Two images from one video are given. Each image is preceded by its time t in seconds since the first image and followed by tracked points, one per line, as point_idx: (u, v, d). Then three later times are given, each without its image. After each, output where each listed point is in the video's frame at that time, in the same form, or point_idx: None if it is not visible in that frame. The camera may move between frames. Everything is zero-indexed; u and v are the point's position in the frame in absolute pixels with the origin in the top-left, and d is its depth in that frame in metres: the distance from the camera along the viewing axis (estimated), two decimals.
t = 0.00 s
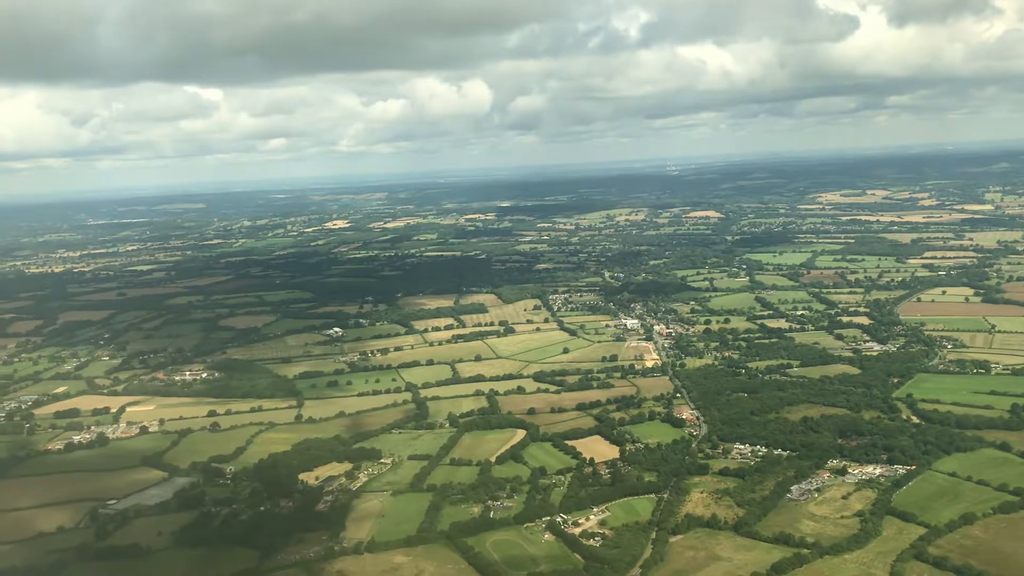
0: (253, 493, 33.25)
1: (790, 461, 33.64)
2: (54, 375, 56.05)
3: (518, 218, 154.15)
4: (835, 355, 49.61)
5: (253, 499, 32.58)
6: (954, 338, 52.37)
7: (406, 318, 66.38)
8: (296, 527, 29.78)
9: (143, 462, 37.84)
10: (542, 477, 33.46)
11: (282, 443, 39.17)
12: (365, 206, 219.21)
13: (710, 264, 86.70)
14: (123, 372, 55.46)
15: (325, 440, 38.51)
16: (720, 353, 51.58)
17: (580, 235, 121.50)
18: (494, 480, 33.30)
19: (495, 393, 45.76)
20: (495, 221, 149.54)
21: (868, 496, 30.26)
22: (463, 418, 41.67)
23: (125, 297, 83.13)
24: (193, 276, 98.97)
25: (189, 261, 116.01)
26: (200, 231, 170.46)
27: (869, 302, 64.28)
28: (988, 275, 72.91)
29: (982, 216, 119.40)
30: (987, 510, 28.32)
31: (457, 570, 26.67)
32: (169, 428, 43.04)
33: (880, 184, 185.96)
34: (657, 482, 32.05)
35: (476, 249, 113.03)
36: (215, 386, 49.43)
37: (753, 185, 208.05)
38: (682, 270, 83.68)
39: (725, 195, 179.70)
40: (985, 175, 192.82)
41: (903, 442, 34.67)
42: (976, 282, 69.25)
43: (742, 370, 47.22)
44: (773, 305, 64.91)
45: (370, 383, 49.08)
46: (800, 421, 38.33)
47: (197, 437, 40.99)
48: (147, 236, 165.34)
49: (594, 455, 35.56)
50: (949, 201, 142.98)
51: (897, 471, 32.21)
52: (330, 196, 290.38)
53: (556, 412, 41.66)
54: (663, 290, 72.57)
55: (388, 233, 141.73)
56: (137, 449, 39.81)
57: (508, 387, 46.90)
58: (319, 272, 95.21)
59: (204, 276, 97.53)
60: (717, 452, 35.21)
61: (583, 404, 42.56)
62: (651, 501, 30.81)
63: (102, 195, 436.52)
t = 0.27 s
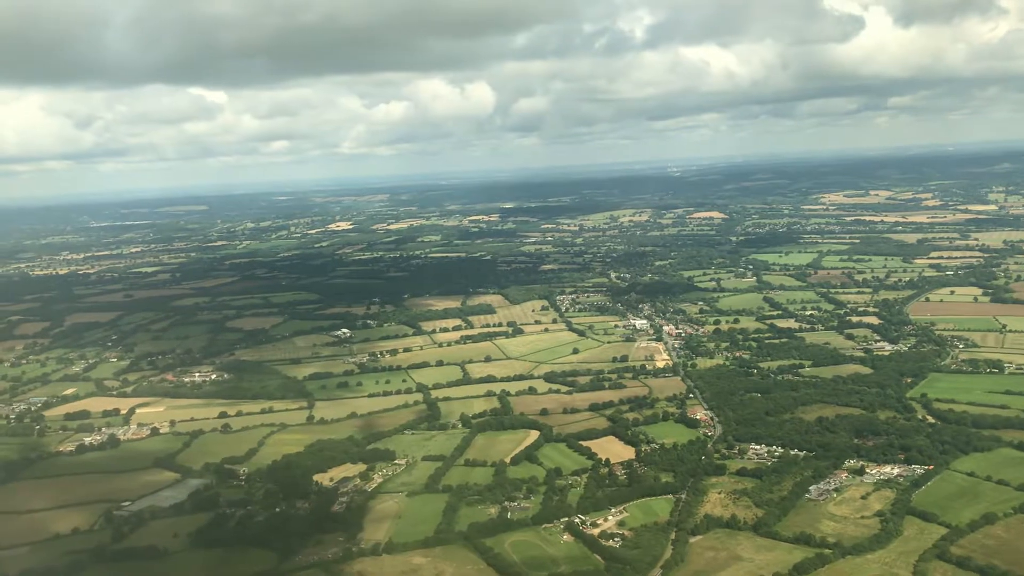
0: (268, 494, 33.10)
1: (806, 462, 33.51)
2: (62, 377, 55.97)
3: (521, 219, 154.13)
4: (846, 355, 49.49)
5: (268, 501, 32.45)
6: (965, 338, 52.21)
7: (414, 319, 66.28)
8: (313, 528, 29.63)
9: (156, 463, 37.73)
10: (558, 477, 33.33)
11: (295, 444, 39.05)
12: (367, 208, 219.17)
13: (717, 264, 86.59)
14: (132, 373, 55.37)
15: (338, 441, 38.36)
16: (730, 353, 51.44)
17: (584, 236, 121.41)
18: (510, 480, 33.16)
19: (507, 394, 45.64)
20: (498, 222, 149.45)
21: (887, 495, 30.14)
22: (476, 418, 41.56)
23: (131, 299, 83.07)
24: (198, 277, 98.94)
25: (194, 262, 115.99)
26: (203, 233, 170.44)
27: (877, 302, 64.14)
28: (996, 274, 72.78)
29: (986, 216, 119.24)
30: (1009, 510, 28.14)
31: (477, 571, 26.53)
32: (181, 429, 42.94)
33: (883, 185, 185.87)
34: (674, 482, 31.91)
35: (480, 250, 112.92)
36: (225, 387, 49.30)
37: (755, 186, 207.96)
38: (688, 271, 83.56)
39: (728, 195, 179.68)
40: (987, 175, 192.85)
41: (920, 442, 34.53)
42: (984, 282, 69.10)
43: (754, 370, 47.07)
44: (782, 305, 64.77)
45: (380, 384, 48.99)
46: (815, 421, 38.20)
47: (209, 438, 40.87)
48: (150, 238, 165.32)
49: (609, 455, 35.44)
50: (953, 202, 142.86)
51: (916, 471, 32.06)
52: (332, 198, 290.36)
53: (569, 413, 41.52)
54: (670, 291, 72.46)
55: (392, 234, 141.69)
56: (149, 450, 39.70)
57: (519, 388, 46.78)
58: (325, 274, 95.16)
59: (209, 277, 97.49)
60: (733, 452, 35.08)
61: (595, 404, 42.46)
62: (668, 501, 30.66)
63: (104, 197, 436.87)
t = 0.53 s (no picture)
0: (281, 493, 33.22)
1: (818, 461, 33.59)
2: (71, 377, 56.10)
3: (524, 220, 154.21)
4: (853, 355, 49.56)
5: (281, 500, 32.56)
6: (972, 338, 52.25)
7: (420, 320, 66.39)
8: (327, 527, 29.74)
9: (168, 463, 37.87)
10: (570, 476, 33.43)
11: (306, 444, 39.17)
12: (369, 209, 219.45)
13: (721, 265, 86.67)
14: (140, 374, 55.53)
15: (349, 441, 38.48)
16: (738, 353, 51.53)
17: (588, 237, 121.50)
18: (522, 480, 33.26)
19: (516, 394, 45.74)
20: (502, 223, 149.57)
21: (900, 495, 30.22)
22: (486, 418, 41.66)
23: (137, 300, 83.23)
24: (203, 278, 99.13)
25: (198, 263, 116.13)
26: (206, 234, 170.66)
27: (883, 302, 64.21)
28: (1001, 274, 72.84)
29: (990, 216, 119.24)
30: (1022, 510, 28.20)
31: (493, 570, 26.62)
32: (191, 429, 43.07)
33: (885, 185, 185.93)
34: (686, 482, 31.98)
35: (484, 251, 113.04)
36: (234, 387, 49.45)
37: (758, 186, 208.10)
38: (693, 271, 83.66)
39: (730, 196, 179.67)
40: (989, 176, 192.85)
41: (931, 441, 34.60)
42: (990, 282, 69.14)
43: (762, 370, 47.16)
44: (788, 305, 64.85)
45: (389, 384, 49.13)
46: (825, 421, 38.29)
47: (220, 438, 41.01)
48: (153, 239, 165.64)
49: (621, 454, 35.54)
50: (956, 202, 142.87)
51: (928, 470, 32.13)
52: (334, 198, 290.44)
53: (578, 412, 41.64)
54: (676, 291, 72.55)
55: (395, 235, 141.85)
56: (161, 450, 39.79)
57: (528, 388, 46.89)
58: (329, 275, 95.30)
59: (215, 278, 97.70)
60: (744, 451, 35.15)
61: (605, 404, 42.56)
62: (681, 501, 30.75)
63: (106, 198, 437.32)
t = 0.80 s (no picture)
0: (296, 493, 33.07)
1: (836, 461, 33.41)
2: (80, 377, 56.00)
3: (528, 220, 154.10)
4: (866, 355, 49.38)
5: (297, 500, 32.41)
6: (985, 338, 52.06)
7: (428, 320, 66.26)
8: (344, 527, 29.59)
9: (181, 463, 37.73)
10: (586, 476, 33.28)
11: (319, 444, 39.03)
12: (372, 209, 219.50)
13: (729, 265, 86.51)
14: (150, 374, 55.43)
15: (363, 441, 38.33)
16: (750, 353, 51.38)
17: (593, 237, 121.35)
18: (539, 480, 33.10)
19: (528, 394, 45.59)
20: (506, 223, 149.49)
21: (920, 495, 30.05)
22: (499, 418, 41.51)
23: (143, 300, 83.13)
24: (209, 278, 99.06)
25: (203, 264, 116.05)
26: (210, 234, 170.71)
27: (893, 302, 64.04)
28: (1010, 274, 72.64)
29: (997, 216, 119.04)
30: None
31: (512, 571, 26.47)
32: (203, 429, 42.93)
33: (890, 186, 185.74)
34: (704, 482, 31.82)
35: (490, 251, 112.91)
36: (245, 387, 49.32)
37: (762, 187, 208.00)
38: (701, 271, 83.51)
39: (735, 196, 179.48)
40: (993, 176, 192.70)
41: (949, 441, 34.41)
42: (1000, 282, 68.95)
43: (775, 370, 46.98)
44: (798, 305, 64.68)
45: (400, 384, 49.01)
46: (840, 421, 38.12)
47: (232, 438, 40.88)
48: (157, 240, 165.69)
49: (636, 454, 35.38)
50: (962, 202, 142.66)
51: (946, 470, 31.96)
52: (336, 199, 290.43)
53: (592, 412, 41.49)
54: (684, 291, 72.39)
55: (400, 235, 141.79)
56: (173, 450, 39.66)
57: (539, 388, 46.74)
58: (336, 275, 95.20)
59: (220, 279, 97.63)
60: (760, 452, 34.98)
61: (618, 404, 42.40)
62: (699, 501, 30.60)
63: (109, 199, 437.70)
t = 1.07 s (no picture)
0: (310, 494, 32.98)
1: (851, 462, 33.30)
2: (88, 378, 55.94)
3: (532, 222, 154.13)
4: (877, 356, 49.29)
5: (311, 501, 32.34)
6: (996, 339, 51.98)
7: (436, 321, 66.20)
8: (359, 528, 29.50)
9: (193, 464, 37.63)
10: (601, 478, 33.18)
11: (331, 445, 38.95)
12: (375, 211, 219.57)
13: (735, 266, 86.45)
14: (158, 375, 55.35)
15: (375, 442, 38.25)
16: (760, 354, 51.30)
17: (598, 238, 121.30)
18: (553, 481, 33.00)
19: (538, 395, 45.51)
20: (510, 225, 149.50)
21: (937, 495, 29.95)
22: (511, 419, 41.43)
23: (149, 301, 83.05)
24: (214, 280, 98.98)
25: (207, 265, 116.03)
26: (214, 236, 170.77)
27: (902, 303, 63.98)
28: (1018, 275, 72.56)
29: (1002, 217, 119.01)
30: None
31: (531, 571, 26.37)
32: (214, 430, 42.84)
33: (893, 187, 185.79)
34: (719, 483, 31.73)
35: (495, 252, 112.86)
36: (254, 388, 49.23)
37: (765, 188, 208.05)
38: (707, 273, 83.48)
39: (738, 198, 179.47)
40: (996, 178, 192.81)
41: (964, 442, 34.32)
42: (1009, 283, 68.86)
43: (786, 371, 46.89)
44: (806, 306, 64.61)
45: (409, 385, 48.92)
46: (854, 422, 38.03)
47: (243, 439, 40.79)
48: (161, 241, 165.68)
49: (650, 455, 35.28)
50: (966, 204, 142.60)
51: (963, 471, 31.86)
52: (339, 201, 290.55)
53: (604, 413, 41.39)
54: (691, 292, 72.32)
55: (404, 237, 141.79)
56: (185, 451, 39.58)
57: (550, 389, 46.65)
58: (341, 276, 95.15)
59: (226, 280, 97.59)
60: (775, 453, 34.88)
61: (630, 405, 42.31)
62: (715, 502, 30.51)
63: (111, 201, 437.75)
